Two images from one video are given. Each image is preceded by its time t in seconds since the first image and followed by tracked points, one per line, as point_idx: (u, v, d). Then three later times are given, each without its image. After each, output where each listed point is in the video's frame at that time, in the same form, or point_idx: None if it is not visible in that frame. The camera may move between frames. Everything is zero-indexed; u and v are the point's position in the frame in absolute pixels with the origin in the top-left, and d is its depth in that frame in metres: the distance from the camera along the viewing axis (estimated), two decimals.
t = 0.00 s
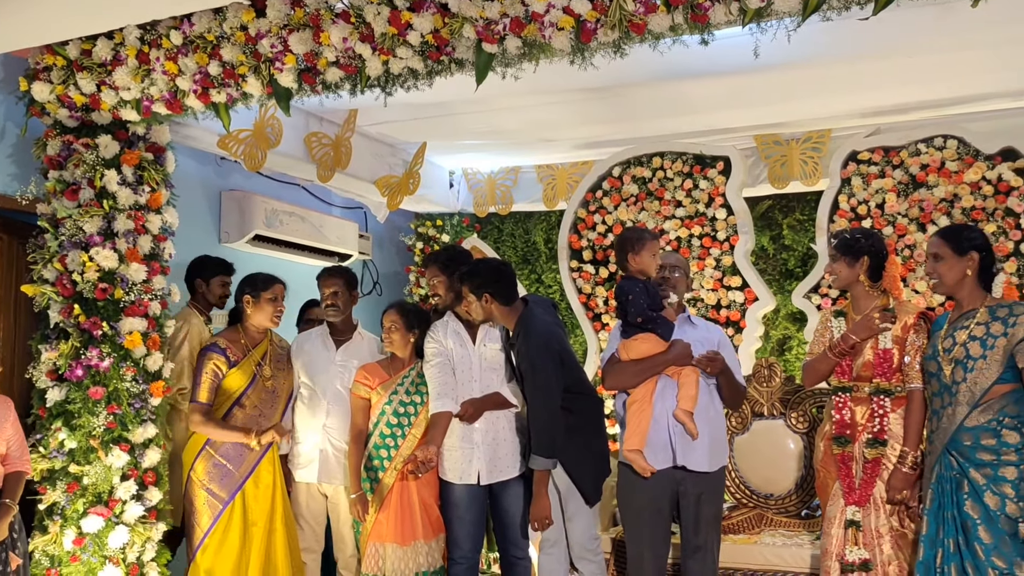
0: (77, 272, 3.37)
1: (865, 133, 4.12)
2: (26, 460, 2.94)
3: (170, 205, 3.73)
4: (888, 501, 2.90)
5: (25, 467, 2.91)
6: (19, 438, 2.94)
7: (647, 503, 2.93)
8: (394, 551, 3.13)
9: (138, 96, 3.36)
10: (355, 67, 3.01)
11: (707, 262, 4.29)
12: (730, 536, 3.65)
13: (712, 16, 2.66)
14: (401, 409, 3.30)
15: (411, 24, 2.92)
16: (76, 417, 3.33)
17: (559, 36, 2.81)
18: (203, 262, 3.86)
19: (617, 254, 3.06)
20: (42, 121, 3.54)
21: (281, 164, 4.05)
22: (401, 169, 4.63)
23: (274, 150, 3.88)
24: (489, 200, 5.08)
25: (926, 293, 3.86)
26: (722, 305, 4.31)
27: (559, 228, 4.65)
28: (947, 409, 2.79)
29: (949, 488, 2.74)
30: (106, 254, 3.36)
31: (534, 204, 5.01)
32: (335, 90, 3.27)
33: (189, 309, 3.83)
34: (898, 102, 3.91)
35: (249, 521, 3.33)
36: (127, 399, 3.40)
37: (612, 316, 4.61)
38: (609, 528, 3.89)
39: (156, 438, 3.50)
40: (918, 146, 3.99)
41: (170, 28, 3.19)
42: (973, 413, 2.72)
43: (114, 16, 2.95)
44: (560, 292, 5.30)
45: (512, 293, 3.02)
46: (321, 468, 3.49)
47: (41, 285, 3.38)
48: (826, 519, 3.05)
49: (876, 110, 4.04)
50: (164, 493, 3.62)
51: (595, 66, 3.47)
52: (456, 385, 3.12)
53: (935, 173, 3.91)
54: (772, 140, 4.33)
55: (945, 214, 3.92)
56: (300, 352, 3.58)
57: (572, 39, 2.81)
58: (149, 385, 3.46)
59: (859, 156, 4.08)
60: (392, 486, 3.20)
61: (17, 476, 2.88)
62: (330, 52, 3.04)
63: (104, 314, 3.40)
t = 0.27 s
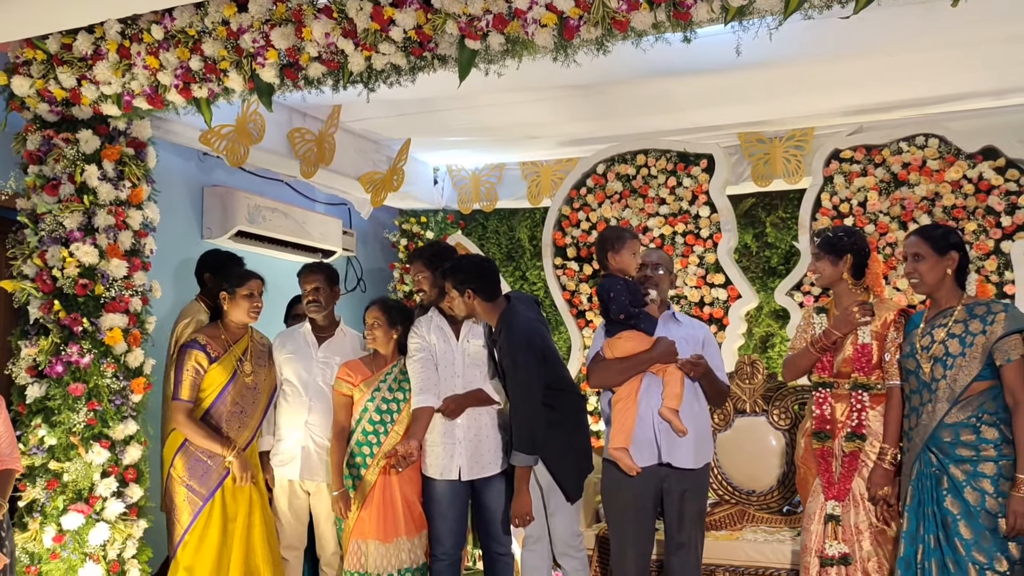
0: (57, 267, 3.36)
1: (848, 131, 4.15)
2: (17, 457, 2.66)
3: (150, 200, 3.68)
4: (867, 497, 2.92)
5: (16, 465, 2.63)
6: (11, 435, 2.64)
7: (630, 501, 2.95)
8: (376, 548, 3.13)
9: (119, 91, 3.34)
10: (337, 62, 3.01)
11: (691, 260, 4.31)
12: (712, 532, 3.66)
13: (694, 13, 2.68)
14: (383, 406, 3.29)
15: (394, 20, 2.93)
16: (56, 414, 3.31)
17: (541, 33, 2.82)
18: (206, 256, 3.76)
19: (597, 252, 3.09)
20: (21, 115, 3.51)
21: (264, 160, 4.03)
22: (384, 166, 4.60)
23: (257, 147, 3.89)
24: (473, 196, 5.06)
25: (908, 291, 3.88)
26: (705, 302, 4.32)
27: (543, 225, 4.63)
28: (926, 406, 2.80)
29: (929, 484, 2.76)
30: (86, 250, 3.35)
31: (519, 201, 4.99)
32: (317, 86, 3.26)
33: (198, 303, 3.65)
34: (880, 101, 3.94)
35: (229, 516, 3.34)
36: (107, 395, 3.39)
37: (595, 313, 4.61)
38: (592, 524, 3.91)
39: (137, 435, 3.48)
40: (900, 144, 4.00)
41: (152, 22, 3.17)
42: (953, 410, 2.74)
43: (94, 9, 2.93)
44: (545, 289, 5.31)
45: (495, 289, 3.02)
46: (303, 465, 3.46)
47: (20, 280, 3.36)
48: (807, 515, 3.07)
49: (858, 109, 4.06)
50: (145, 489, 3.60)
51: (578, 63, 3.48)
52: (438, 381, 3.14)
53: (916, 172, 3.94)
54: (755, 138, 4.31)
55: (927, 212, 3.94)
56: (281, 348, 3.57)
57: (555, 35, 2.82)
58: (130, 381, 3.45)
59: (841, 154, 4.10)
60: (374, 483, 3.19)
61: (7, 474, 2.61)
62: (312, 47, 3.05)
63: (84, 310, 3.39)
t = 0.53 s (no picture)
0: (46, 264, 3.33)
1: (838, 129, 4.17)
2: (17, 456, 2.73)
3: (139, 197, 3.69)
4: (854, 494, 2.93)
5: (16, 465, 2.71)
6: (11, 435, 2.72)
7: (620, 499, 2.95)
8: (367, 545, 3.11)
9: (107, 87, 3.34)
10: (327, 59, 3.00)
11: (681, 258, 4.32)
12: (702, 530, 3.67)
13: (684, 11, 2.67)
14: (374, 404, 3.28)
15: (384, 17, 2.92)
16: (44, 412, 3.29)
17: (531, 31, 2.81)
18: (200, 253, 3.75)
19: (587, 252, 3.08)
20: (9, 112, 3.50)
21: (256, 158, 4.05)
22: (375, 163, 4.62)
23: (246, 143, 3.88)
24: (465, 194, 5.08)
25: (897, 289, 3.90)
26: (696, 300, 4.36)
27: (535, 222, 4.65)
28: (912, 403, 2.81)
29: (916, 481, 2.78)
30: (74, 246, 3.33)
31: (510, 198, 5.00)
32: (306, 83, 3.28)
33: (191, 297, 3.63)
34: (870, 99, 3.95)
35: (215, 511, 3.36)
36: (96, 393, 3.38)
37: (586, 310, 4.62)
38: (582, 522, 3.90)
39: (126, 433, 3.49)
40: (889, 143, 4.01)
41: (141, 18, 3.16)
42: (939, 407, 2.75)
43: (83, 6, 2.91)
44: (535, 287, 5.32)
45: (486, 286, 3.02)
46: (292, 462, 3.45)
47: (8, 277, 3.32)
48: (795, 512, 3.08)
49: (847, 107, 4.08)
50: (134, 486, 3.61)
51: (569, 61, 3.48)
52: (428, 379, 3.12)
53: (906, 170, 3.96)
54: (746, 137, 4.33)
55: (916, 210, 3.97)
56: (270, 346, 3.56)
57: (544, 33, 2.81)
58: (119, 379, 3.45)
59: (831, 152, 4.10)
60: (364, 480, 3.17)
61: (8, 473, 2.69)
62: (301, 45, 3.02)
63: (73, 307, 3.38)
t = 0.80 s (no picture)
0: (40, 263, 3.33)
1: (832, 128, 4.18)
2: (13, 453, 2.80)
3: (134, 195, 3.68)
4: (850, 492, 2.93)
5: (14, 462, 2.78)
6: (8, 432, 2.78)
7: (615, 497, 2.95)
8: (362, 544, 3.13)
9: (102, 86, 3.33)
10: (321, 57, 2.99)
11: (677, 256, 4.33)
12: (697, 528, 3.68)
13: (679, 10, 2.66)
14: (369, 403, 3.29)
15: (378, 15, 2.90)
16: (39, 410, 3.29)
17: (526, 29, 2.80)
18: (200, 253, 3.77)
19: (582, 251, 3.08)
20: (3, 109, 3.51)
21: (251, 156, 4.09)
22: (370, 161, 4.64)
23: (241, 142, 3.87)
24: (461, 192, 5.08)
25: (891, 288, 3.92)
26: (691, 298, 4.36)
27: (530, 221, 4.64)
28: (904, 401, 2.82)
29: (908, 479, 2.78)
30: (69, 245, 3.33)
31: (506, 197, 5.00)
32: (301, 81, 3.28)
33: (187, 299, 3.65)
34: (865, 98, 3.96)
35: (210, 510, 3.39)
36: (90, 391, 3.37)
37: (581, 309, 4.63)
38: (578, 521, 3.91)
39: (120, 431, 3.48)
40: (884, 142, 4.03)
41: (135, 16, 3.15)
42: (930, 405, 2.75)
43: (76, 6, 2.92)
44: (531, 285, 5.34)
45: (496, 279, 3.02)
46: (287, 462, 3.42)
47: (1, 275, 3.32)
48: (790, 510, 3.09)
49: (842, 106, 4.09)
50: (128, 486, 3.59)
51: (564, 59, 3.48)
52: (425, 376, 3.13)
53: (900, 169, 3.97)
54: (741, 135, 4.35)
55: (910, 209, 3.98)
56: (265, 344, 3.56)
57: (539, 31, 2.81)
58: (113, 377, 3.43)
59: (826, 151, 4.11)
60: (358, 479, 3.18)
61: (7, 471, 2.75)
62: (296, 42, 3.03)
63: (67, 306, 3.37)
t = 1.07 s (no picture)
0: (37, 261, 3.33)
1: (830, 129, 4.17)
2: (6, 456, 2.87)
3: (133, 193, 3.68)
4: (849, 490, 2.94)
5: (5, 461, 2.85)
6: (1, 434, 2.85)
7: (615, 498, 2.95)
8: (359, 544, 3.14)
9: (100, 84, 3.33)
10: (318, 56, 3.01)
11: (675, 256, 4.33)
12: (695, 527, 3.70)
13: (676, 9, 2.67)
14: (367, 403, 3.31)
15: (375, 14, 2.91)
16: (35, 409, 3.29)
17: (524, 28, 2.81)
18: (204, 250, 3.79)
19: (583, 250, 3.07)
20: None
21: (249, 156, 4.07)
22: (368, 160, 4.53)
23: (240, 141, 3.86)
24: (459, 192, 4.95)
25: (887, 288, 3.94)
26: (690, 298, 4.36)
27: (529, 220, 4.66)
28: (897, 402, 2.83)
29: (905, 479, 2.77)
30: (68, 244, 3.34)
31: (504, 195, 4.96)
32: (300, 80, 3.30)
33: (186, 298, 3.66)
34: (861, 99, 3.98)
35: (209, 510, 3.40)
36: (89, 391, 3.38)
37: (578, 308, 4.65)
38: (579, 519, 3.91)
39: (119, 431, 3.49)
40: (882, 141, 4.01)
41: (133, 15, 3.18)
42: (922, 405, 2.75)
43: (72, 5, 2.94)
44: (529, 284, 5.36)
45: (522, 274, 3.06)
46: (285, 461, 3.43)
47: None
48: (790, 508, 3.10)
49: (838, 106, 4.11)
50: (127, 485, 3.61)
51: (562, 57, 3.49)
52: (426, 374, 3.15)
53: (899, 168, 3.96)
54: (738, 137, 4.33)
55: (909, 208, 3.97)
56: (263, 343, 3.57)
57: (537, 30, 2.82)
58: (111, 376, 3.45)
59: (823, 151, 4.12)
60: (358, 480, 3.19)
61: None
62: (294, 41, 3.05)
63: (65, 304, 3.37)
